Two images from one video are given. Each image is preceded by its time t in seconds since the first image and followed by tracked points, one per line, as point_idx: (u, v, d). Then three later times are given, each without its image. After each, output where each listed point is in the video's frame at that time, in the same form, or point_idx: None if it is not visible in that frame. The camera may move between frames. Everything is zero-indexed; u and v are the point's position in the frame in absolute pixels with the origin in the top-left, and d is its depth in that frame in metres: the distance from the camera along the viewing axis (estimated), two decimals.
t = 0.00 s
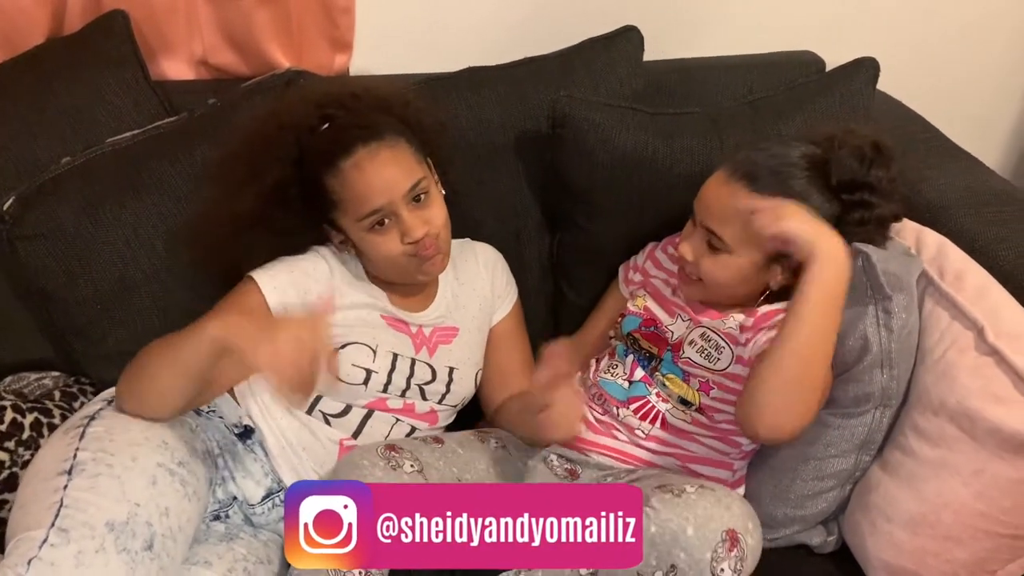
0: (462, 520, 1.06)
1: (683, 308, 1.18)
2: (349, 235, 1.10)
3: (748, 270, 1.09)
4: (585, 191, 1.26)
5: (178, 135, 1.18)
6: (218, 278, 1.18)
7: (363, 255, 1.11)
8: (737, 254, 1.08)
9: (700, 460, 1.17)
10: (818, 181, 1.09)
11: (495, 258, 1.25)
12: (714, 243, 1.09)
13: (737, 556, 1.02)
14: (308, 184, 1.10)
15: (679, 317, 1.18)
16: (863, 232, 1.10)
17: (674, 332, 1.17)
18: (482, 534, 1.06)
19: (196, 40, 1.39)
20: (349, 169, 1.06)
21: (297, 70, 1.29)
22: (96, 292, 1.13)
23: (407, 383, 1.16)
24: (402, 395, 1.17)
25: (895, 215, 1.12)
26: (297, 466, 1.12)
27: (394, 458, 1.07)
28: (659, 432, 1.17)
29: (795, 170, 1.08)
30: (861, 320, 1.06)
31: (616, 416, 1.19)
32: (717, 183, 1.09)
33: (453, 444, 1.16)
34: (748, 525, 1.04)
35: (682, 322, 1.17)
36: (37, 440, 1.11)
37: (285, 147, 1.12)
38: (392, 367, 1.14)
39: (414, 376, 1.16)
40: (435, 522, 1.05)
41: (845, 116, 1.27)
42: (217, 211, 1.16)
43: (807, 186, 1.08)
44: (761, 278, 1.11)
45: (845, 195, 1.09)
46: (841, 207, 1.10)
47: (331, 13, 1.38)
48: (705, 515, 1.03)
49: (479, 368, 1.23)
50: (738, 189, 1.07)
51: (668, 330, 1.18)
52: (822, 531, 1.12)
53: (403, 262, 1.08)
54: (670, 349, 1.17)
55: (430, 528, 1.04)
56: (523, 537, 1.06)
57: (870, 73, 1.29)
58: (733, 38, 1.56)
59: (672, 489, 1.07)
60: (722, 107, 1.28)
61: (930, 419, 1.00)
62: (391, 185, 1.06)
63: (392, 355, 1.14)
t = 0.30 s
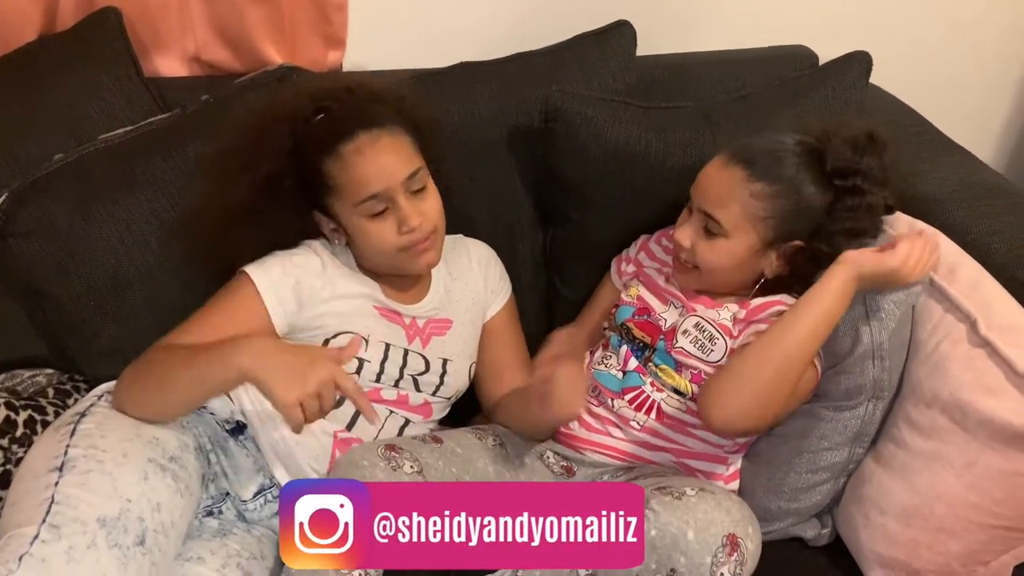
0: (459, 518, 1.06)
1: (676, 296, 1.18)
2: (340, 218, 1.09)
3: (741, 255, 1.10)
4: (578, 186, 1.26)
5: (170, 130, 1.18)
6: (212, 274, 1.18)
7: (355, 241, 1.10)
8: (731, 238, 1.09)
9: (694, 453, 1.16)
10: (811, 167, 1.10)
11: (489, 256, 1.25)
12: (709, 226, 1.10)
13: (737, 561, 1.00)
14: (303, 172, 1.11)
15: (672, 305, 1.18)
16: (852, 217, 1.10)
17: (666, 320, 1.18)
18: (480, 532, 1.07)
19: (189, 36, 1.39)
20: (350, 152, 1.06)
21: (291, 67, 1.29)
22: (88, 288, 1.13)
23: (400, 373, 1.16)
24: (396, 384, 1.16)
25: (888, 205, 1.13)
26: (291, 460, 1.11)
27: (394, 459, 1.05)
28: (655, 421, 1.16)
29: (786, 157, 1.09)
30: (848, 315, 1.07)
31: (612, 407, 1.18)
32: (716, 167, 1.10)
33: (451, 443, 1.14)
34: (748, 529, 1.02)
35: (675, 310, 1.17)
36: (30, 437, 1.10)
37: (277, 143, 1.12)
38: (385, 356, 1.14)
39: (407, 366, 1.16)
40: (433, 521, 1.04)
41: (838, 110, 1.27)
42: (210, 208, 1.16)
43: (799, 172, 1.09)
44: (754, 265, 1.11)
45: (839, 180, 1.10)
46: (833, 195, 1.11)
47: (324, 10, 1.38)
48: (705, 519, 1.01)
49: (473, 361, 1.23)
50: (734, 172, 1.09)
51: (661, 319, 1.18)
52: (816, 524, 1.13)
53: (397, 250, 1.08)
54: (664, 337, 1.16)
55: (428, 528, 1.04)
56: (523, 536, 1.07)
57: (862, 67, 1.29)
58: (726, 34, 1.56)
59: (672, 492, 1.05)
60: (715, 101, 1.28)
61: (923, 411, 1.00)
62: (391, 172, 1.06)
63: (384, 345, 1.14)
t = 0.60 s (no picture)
0: (458, 518, 1.05)
1: (662, 288, 1.19)
2: (366, 201, 1.08)
3: (736, 246, 1.10)
4: (568, 180, 1.26)
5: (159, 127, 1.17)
6: (201, 271, 1.17)
7: (372, 227, 1.10)
8: (727, 227, 1.09)
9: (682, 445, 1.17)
10: (802, 160, 1.11)
11: (479, 247, 1.25)
12: (706, 215, 1.10)
13: (730, 563, 1.02)
14: (303, 158, 1.11)
15: (659, 298, 1.19)
16: (841, 209, 1.10)
17: (654, 313, 1.18)
18: (478, 532, 1.05)
19: (177, 32, 1.38)
20: (393, 132, 1.07)
21: (280, 62, 1.28)
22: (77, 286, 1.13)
23: (391, 365, 1.15)
24: (388, 376, 1.16)
25: (876, 197, 1.13)
26: (282, 454, 1.13)
27: (404, 442, 1.08)
28: (644, 414, 1.17)
29: (773, 150, 1.10)
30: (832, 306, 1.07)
31: (600, 399, 1.19)
32: (709, 158, 1.11)
33: (455, 429, 1.16)
34: (741, 532, 1.03)
35: (663, 303, 1.18)
36: (20, 434, 1.10)
37: (268, 138, 1.12)
38: (377, 348, 1.14)
39: (399, 357, 1.16)
40: (431, 520, 1.05)
41: (829, 103, 1.27)
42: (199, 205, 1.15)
43: (787, 163, 1.10)
44: (745, 257, 1.12)
45: (829, 172, 1.11)
46: (823, 186, 1.11)
47: (313, 5, 1.38)
48: (699, 522, 1.02)
49: (465, 354, 1.22)
50: (730, 163, 1.09)
51: (649, 311, 1.19)
52: (808, 516, 1.13)
53: (423, 237, 1.10)
54: (651, 333, 1.17)
55: (425, 527, 1.04)
56: (523, 537, 1.05)
57: (851, 59, 1.29)
58: (716, 27, 1.56)
59: (666, 493, 1.05)
60: (705, 95, 1.28)
61: (912, 403, 1.01)
62: (430, 158, 1.09)
63: (377, 337, 1.14)
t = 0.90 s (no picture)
0: (456, 518, 1.04)
1: (657, 283, 1.19)
2: (364, 192, 1.08)
3: (731, 244, 1.10)
4: (559, 174, 1.25)
5: (147, 123, 1.17)
6: (191, 268, 1.17)
7: (370, 219, 1.09)
8: (723, 226, 1.09)
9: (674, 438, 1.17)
10: (795, 156, 1.10)
11: (471, 241, 1.25)
12: (703, 213, 1.09)
13: None
14: (303, 150, 1.11)
15: (653, 292, 1.19)
16: (834, 203, 1.10)
17: (648, 307, 1.18)
18: (476, 532, 1.05)
19: (165, 27, 1.37)
20: (392, 123, 1.07)
21: (268, 56, 1.27)
22: (67, 284, 1.12)
23: (382, 358, 1.15)
24: (378, 370, 1.16)
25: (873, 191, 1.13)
26: (272, 452, 1.13)
27: (388, 449, 1.06)
28: (637, 407, 1.17)
29: (766, 145, 1.09)
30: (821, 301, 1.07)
31: (593, 392, 1.19)
32: (702, 155, 1.10)
33: (443, 433, 1.15)
34: (748, 558, 0.99)
35: (656, 298, 1.18)
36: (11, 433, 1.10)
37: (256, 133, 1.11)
38: (367, 341, 1.14)
39: (389, 351, 1.15)
40: (428, 520, 1.04)
41: (819, 95, 1.27)
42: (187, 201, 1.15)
43: (781, 159, 1.09)
44: (740, 255, 1.12)
45: (824, 166, 1.10)
46: (817, 180, 1.11)
47: None
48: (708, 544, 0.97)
49: (456, 349, 1.22)
50: (725, 160, 1.08)
51: (643, 305, 1.19)
52: (800, 508, 1.13)
53: (422, 229, 1.09)
54: (644, 328, 1.17)
55: (424, 527, 1.03)
56: (523, 536, 1.06)
57: (841, 51, 1.29)
58: (707, 20, 1.55)
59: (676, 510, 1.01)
60: (696, 87, 1.27)
61: (903, 394, 1.01)
62: (429, 151, 1.09)
63: (367, 330, 1.14)
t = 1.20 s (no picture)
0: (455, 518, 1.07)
1: (652, 280, 1.19)
2: (339, 187, 1.07)
3: (726, 242, 1.10)
4: (553, 170, 1.25)
5: (139, 120, 1.16)
6: (183, 265, 1.16)
7: (348, 213, 1.09)
8: (719, 224, 1.09)
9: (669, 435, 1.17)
10: (791, 155, 1.10)
11: (466, 238, 1.25)
12: (697, 212, 1.09)
13: None
14: (284, 148, 1.10)
15: (648, 290, 1.19)
16: (830, 200, 1.10)
17: (643, 305, 1.18)
18: (477, 532, 1.08)
19: (155, 24, 1.36)
20: (362, 117, 1.07)
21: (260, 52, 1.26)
22: (58, 282, 1.12)
23: (378, 357, 1.15)
24: (374, 368, 1.15)
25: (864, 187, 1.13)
26: (266, 450, 1.13)
27: (383, 450, 1.06)
28: (632, 404, 1.17)
29: (762, 144, 1.09)
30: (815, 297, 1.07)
31: (588, 389, 1.19)
32: (699, 154, 1.10)
33: (438, 433, 1.15)
34: (744, 560, 0.98)
35: (651, 295, 1.18)
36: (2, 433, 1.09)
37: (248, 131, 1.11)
38: (363, 340, 1.13)
39: (386, 349, 1.15)
40: (428, 520, 1.06)
41: (813, 91, 1.27)
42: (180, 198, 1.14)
43: (779, 159, 1.09)
44: (735, 254, 1.12)
45: (818, 164, 1.10)
46: (812, 177, 1.10)
47: None
48: (703, 546, 0.97)
49: (453, 347, 1.22)
50: (721, 159, 1.08)
51: (637, 303, 1.19)
52: (793, 504, 1.14)
53: (397, 221, 1.08)
54: (640, 325, 1.17)
55: (424, 527, 1.05)
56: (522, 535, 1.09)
57: (835, 47, 1.29)
58: (699, 16, 1.55)
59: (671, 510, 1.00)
60: (689, 84, 1.27)
61: (896, 389, 1.01)
62: (401, 141, 1.08)
63: (363, 328, 1.13)
